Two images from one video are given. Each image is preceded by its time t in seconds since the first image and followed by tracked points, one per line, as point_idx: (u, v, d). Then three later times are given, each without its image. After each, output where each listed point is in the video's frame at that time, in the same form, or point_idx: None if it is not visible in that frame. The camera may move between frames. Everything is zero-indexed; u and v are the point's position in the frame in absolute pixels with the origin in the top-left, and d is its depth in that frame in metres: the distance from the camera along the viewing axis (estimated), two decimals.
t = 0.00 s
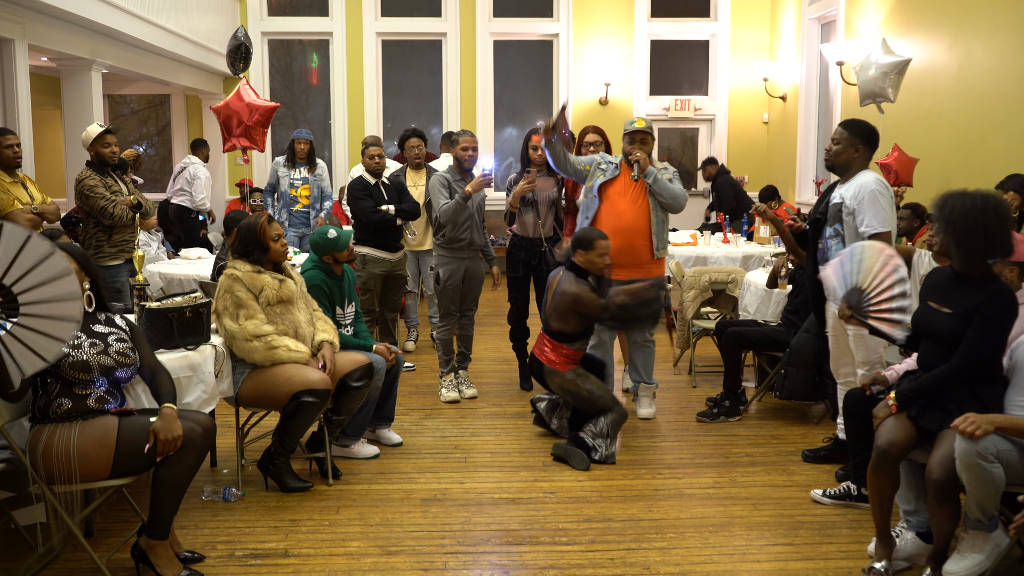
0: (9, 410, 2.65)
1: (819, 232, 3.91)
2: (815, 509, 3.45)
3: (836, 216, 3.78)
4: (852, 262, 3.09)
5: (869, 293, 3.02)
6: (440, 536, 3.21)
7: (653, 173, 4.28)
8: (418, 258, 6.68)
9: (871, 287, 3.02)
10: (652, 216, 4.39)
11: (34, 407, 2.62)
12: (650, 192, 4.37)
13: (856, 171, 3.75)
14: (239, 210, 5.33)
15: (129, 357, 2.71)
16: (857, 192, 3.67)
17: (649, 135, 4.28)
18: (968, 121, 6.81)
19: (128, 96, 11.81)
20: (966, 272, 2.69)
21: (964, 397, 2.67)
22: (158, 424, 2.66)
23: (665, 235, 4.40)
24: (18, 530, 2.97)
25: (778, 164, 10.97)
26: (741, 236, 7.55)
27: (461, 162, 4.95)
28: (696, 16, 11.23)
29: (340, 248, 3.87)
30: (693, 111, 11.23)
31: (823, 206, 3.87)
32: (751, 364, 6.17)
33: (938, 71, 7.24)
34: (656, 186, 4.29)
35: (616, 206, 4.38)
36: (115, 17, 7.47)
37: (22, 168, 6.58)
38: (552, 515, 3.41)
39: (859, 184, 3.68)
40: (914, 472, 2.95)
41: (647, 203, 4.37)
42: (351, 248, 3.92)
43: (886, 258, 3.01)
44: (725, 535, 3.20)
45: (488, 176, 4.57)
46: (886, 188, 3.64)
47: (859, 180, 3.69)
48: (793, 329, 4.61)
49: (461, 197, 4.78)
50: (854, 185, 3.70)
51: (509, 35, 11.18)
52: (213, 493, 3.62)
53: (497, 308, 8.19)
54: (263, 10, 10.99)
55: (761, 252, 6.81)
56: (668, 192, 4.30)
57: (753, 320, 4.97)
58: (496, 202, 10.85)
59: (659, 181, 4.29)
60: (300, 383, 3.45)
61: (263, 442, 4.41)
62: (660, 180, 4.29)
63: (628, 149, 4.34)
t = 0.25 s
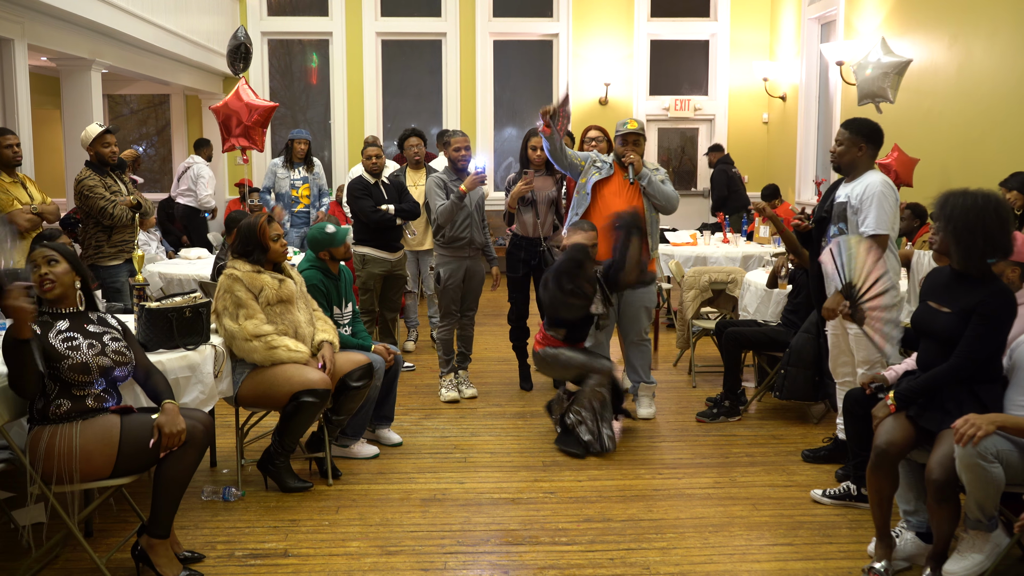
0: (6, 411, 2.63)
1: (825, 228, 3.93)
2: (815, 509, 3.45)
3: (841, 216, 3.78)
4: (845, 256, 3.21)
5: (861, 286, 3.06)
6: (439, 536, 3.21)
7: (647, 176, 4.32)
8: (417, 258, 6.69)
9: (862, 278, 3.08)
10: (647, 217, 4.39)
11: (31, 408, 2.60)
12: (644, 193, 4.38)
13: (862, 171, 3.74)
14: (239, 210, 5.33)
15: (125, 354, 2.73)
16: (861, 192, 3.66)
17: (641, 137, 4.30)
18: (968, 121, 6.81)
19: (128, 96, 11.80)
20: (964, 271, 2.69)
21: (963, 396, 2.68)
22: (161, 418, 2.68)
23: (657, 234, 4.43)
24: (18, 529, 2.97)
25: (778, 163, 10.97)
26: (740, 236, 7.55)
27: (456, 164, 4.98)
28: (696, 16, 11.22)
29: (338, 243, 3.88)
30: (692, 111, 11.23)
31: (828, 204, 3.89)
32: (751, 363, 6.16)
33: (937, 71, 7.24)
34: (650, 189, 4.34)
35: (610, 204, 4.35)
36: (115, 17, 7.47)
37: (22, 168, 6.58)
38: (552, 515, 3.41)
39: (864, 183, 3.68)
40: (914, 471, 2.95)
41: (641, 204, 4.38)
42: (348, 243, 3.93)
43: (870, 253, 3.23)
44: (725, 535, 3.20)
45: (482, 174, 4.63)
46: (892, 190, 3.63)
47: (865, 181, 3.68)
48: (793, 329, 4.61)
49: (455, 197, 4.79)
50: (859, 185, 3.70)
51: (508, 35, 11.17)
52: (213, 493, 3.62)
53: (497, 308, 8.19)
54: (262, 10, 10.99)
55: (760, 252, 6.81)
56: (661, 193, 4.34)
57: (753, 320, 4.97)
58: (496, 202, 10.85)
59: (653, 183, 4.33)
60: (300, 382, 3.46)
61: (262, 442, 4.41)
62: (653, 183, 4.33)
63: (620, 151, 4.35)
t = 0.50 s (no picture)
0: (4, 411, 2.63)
1: (828, 230, 3.95)
2: (814, 509, 3.45)
3: (842, 220, 3.79)
4: (831, 261, 3.08)
5: (858, 298, 2.99)
6: (439, 536, 3.20)
7: (641, 176, 4.28)
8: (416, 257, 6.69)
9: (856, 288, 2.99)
10: (641, 218, 4.37)
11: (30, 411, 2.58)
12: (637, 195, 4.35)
13: (867, 173, 3.74)
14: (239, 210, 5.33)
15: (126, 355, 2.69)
16: (864, 197, 3.67)
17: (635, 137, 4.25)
18: (968, 121, 6.81)
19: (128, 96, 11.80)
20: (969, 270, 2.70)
21: (962, 396, 2.68)
22: (156, 416, 2.69)
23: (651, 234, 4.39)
24: (18, 529, 2.97)
25: (778, 163, 10.98)
26: (740, 236, 7.55)
27: (451, 161, 4.92)
28: (695, 16, 11.22)
29: (335, 243, 3.87)
30: (692, 111, 11.23)
31: (832, 204, 3.91)
32: (751, 364, 6.16)
33: (937, 71, 7.24)
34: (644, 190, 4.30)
35: (606, 206, 4.36)
36: (115, 17, 7.47)
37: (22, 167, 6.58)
38: (552, 515, 3.41)
39: (868, 189, 3.68)
40: (913, 472, 2.95)
41: (635, 205, 4.35)
42: (345, 241, 3.92)
43: (873, 264, 2.96)
44: (725, 535, 3.20)
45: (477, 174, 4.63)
46: (896, 196, 3.63)
47: (870, 185, 3.68)
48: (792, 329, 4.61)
49: (451, 196, 4.81)
50: (863, 188, 3.71)
51: (508, 35, 11.17)
52: (213, 493, 3.62)
53: (497, 308, 8.19)
54: (262, 10, 10.99)
55: (760, 252, 6.80)
56: (656, 195, 4.31)
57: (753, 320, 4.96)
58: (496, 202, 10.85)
59: (647, 184, 4.29)
60: (299, 382, 3.46)
61: (262, 442, 4.41)
62: (648, 184, 4.28)
63: (614, 150, 4.32)
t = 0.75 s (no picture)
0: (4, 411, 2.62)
1: (828, 231, 3.95)
2: (814, 509, 3.45)
3: (842, 221, 3.80)
4: (827, 265, 3.03)
5: (859, 298, 2.97)
6: (439, 536, 3.20)
7: (637, 176, 4.31)
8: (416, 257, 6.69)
9: (853, 286, 2.98)
10: (636, 217, 4.37)
11: (33, 414, 2.57)
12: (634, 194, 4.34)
13: (867, 174, 3.74)
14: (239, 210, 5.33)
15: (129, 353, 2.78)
16: (865, 199, 3.67)
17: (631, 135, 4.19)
18: (968, 121, 6.81)
19: (128, 96, 11.80)
20: (970, 271, 2.71)
21: (962, 396, 2.68)
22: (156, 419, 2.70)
23: (648, 235, 4.43)
24: (18, 529, 2.97)
25: (778, 163, 10.98)
26: (740, 236, 7.54)
27: (450, 163, 4.98)
28: (695, 16, 11.23)
29: (333, 243, 3.87)
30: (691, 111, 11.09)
31: (833, 205, 3.91)
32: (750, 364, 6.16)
33: (937, 71, 7.25)
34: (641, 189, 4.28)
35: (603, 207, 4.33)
36: (115, 17, 7.47)
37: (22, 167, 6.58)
38: (552, 515, 3.41)
39: (869, 190, 3.67)
40: (913, 472, 2.95)
41: (629, 204, 4.34)
42: (345, 240, 3.91)
43: (871, 258, 2.94)
44: (724, 535, 3.20)
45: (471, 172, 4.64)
46: (897, 198, 3.63)
47: (870, 186, 3.68)
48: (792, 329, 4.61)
49: (447, 195, 4.83)
50: (864, 190, 3.71)
51: (508, 35, 11.17)
52: (213, 493, 3.62)
53: (497, 308, 8.19)
54: (262, 10, 10.99)
55: (760, 252, 6.80)
56: (652, 195, 4.34)
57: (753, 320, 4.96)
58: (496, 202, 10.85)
59: (643, 184, 4.33)
60: (299, 382, 3.45)
61: (262, 442, 4.41)
62: (644, 184, 4.32)
63: (610, 150, 4.24)
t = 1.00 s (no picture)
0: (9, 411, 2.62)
1: (828, 230, 3.94)
2: (814, 509, 3.45)
3: (842, 217, 3.79)
4: (814, 288, 2.97)
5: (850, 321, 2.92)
6: (439, 536, 3.20)
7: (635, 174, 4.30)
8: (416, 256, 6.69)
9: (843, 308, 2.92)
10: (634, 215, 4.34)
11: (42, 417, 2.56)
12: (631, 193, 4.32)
13: (863, 173, 3.75)
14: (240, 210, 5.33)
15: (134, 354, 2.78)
16: (864, 192, 3.66)
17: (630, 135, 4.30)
18: (968, 121, 6.82)
19: (128, 96, 11.79)
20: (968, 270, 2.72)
21: (962, 396, 2.68)
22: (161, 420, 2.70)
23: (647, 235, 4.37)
24: (19, 529, 2.97)
25: (778, 163, 10.98)
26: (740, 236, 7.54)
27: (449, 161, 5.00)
28: (696, 16, 11.22)
29: (335, 246, 3.87)
30: (692, 111, 11.18)
31: (833, 204, 3.90)
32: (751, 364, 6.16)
33: (937, 71, 7.25)
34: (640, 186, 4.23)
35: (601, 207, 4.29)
36: (116, 17, 7.47)
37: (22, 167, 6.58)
38: (552, 515, 3.40)
39: (867, 184, 3.67)
40: (912, 471, 2.95)
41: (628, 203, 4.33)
42: (345, 244, 3.92)
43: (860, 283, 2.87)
44: (724, 535, 3.20)
45: (470, 171, 4.76)
46: (895, 189, 3.62)
47: (868, 180, 3.69)
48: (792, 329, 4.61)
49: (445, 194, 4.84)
50: (862, 184, 3.70)
51: (508, 35, 11.17)
52: (212, 493, 3.62)
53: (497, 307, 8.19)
54: (262, 9, 10.98)
55: (760, 252, 6.80)
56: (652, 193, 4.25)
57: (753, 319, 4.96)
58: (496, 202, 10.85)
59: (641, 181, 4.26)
60: (299, 382, 3.45)
61: (261, 442, 4.41)
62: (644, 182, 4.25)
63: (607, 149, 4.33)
